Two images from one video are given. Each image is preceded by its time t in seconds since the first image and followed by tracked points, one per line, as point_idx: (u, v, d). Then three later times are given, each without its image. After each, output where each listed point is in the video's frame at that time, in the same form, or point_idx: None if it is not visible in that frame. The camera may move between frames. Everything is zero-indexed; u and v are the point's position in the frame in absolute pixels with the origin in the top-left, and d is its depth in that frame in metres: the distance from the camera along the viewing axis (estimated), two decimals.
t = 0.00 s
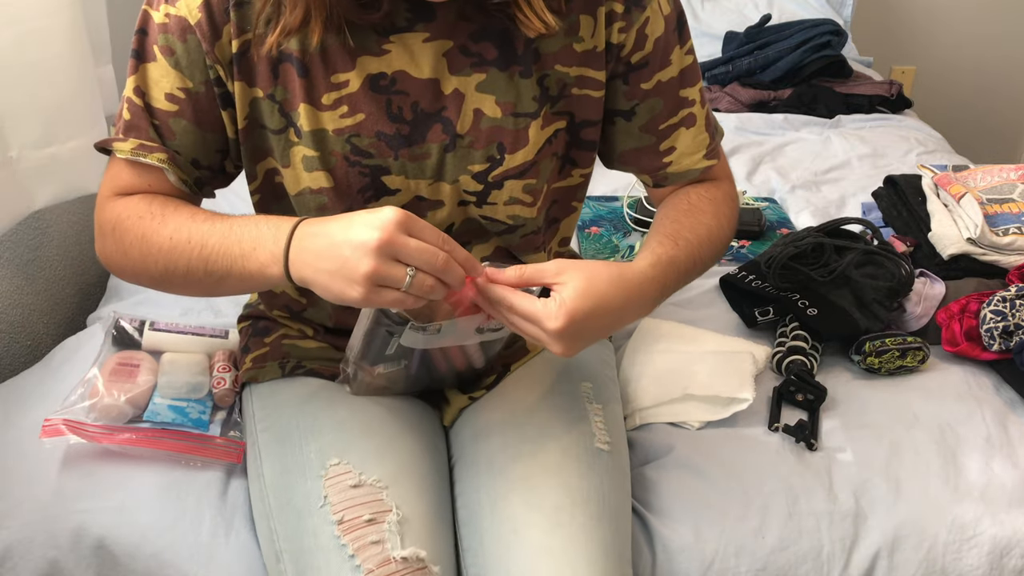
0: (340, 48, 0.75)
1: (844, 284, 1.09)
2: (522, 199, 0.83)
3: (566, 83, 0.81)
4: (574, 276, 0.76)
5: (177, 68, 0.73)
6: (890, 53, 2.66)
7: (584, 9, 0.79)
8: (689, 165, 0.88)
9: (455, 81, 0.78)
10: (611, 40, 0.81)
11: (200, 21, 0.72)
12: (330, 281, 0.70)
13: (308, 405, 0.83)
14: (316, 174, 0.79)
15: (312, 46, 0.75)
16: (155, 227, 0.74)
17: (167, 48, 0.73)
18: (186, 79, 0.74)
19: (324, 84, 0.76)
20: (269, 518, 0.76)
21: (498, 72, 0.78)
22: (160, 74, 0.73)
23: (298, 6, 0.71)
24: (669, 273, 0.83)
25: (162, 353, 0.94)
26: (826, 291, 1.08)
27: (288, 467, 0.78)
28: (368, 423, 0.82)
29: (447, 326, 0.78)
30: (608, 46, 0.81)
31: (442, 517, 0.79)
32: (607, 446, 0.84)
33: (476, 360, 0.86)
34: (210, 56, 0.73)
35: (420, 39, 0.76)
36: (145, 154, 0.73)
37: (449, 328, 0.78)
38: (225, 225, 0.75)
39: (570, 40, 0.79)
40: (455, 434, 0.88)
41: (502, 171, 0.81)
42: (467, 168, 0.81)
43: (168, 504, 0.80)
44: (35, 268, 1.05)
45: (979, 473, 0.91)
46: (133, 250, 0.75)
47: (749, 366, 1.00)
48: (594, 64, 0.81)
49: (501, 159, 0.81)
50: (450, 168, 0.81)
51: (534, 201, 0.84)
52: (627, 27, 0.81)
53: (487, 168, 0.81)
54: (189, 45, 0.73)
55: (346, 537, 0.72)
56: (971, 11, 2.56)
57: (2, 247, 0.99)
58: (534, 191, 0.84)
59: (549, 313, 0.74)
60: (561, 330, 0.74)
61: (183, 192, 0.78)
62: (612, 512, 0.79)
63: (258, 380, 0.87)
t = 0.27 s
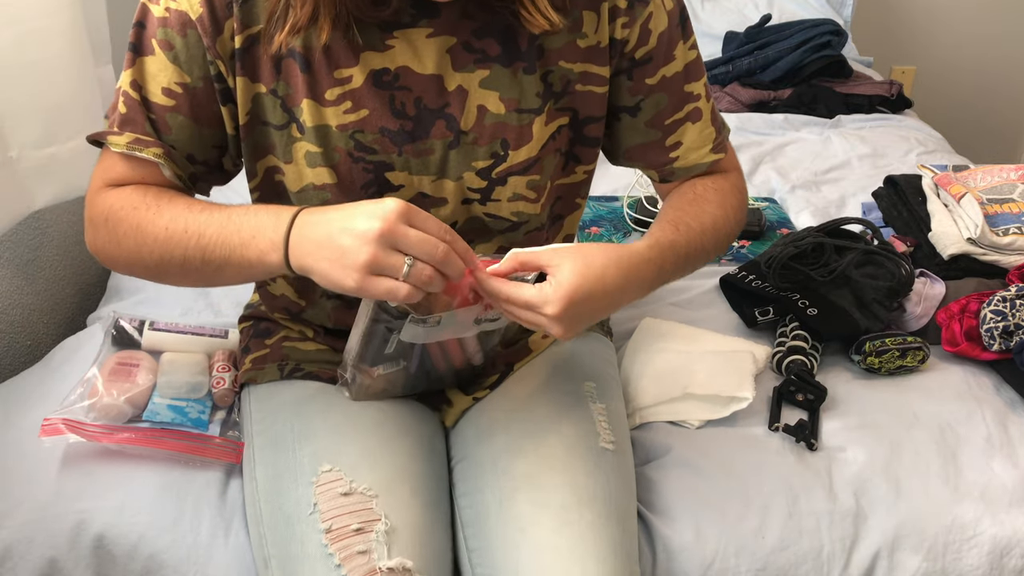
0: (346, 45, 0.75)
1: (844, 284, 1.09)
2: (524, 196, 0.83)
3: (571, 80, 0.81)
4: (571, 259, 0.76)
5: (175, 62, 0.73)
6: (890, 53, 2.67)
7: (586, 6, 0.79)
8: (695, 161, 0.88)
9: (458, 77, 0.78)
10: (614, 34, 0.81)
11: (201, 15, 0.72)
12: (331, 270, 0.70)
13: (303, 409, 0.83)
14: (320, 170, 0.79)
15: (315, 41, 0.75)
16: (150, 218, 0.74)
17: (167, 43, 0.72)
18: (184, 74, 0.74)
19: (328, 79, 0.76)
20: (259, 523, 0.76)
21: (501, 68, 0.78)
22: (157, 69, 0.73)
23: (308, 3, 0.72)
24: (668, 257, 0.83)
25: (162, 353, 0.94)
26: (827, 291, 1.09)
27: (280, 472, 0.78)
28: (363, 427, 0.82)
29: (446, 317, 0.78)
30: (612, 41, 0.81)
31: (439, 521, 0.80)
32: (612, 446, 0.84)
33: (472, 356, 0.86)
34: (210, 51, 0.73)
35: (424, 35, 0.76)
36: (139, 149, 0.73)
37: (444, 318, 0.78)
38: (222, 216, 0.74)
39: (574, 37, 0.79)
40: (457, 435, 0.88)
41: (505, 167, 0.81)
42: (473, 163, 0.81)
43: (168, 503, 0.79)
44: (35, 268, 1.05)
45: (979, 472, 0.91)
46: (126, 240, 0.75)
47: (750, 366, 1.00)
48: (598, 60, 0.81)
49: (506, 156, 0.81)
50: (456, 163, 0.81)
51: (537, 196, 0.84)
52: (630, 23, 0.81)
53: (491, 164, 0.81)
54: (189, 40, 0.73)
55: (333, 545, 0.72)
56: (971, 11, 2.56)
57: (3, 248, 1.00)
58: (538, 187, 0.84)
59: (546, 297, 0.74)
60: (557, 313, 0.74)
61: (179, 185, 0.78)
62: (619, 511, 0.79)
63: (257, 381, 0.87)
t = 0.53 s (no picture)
0: (342, 40, 0.75)
1: (844, 284, 1.09)
2: (523, 190, 0.84)
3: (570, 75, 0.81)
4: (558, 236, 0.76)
5: (170, 52, 0.73)
6: (890, 53, 2.67)
7: None
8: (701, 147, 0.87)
9: (456, 72, 0.78)
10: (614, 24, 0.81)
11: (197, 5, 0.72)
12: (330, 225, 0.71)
13: (301, 408, 0.83)
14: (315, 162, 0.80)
15: (310, 35, 0.75)
16: (147, 193, 0.73)
17: (162, 32, 0.73)
18: (178, 64, 0.74)
19: (325, 72, 0.76)
20: (257, 525, 0.76)
21: (499, 62, 0.78)
22: (152, 57, 0.73)
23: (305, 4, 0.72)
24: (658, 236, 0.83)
25: (162, 353, 0.94)
26: (827, 291, 1.09)
27: (278, 473, 0.78)
28: (361, 428, 0.82)
29: (431, 293, 0.77)
30: (612, 31, 0.81)
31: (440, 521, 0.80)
32: (614, 446, 0.84)
33: (470, 349, 0.84)
34: (207, 41, 0.73)
35: (420, 29, 0.76)
36: (131, 138, 0.73)
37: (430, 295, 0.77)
38: (223, 183, 0.75)
39: (573, 30, 0.79)
40: (458, 435, 0.88)
41: (503, 162, 0.82)
42: (469, 158, 0.81)
43: (168, 503, 0.79)
44: (35, 268, 1.05)
45: (979, 472, 0.91)
46: (122, 218, 0.74)
47: (750, 365, 1.00)
48: (599, 52, 0.81)
49: (503, 150, 0.81)
50: (452, 159, 0.81)
51: (535, 190, 0.85)
52: (630, 12, 0.81)
53: (489, 159, 0.81)
54: (184, 30, 0.73)
55: (330, 547, 0.72)
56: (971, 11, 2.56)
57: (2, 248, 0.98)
58: (536, 181, 0.84)
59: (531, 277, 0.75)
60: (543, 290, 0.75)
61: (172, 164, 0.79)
62: (623, 511, 0.79)
63: (255, 382, 0.86)
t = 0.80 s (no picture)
0: (336, 39, 0.75)
1: (844, 284, 1.09)
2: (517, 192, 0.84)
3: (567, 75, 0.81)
4: (539, 230, 0.77)
5: (164, 49, 0.73)
6: (890, 53, 2.67)
7: None
8: (707, 141, 0.85)
9: (450, 73, 0.78)
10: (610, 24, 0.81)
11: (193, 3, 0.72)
12: (327, 210, 0.73)
13: (301, 408, 0.83)
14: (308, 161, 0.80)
15: (304, 34, 0.75)
16: (142, 184, 0.75)
17: (157, 28, 0.73)
18: (172, 61, 0.74)
19: (317, 72, 0.76)
20: (257, 524, 0.76)
21: (493, 63, 0.78)
22: (146, 53, 0.73)
23: None
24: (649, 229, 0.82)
25: (162, 353, 0.94)
26: (827, 291, 1.09)
27: (278, 472, 0.78)
28: (360, 427, 0.82)
29: (422, 271, 0.77)
30: (608, 30, 0.81)
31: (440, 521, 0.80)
32: (614, 446, 0.84)
33: (466, 342, 0.84)
34: (201, 39, 0.74)
35: (413, 30, 0.76)
36: (123, 132, 0.74)
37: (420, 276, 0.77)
38: (218, 173, 0.77)
39: (569, 31, 0.79)
40: (458, 435, 0.88)
41: (496, 164, 0.81)
42: (462, 159, 0.81)
43: (167, 502, 0.79)
44: (35, 268, 1.05)
45: (979, 472, 0.91)
46: (118, 206, 0.75)
47: (750, 365, 1.00)
48: (595, 52, 0.81)
49: (497, 152, 0.81)
50: (446, 160, 0.81)
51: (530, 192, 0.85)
52: (627, 10, 0.80)
53: (483, 161, 0.81)
54: (178, 27, 0.73)
55: (329, 546, 0.72)
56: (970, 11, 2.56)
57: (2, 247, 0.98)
58: (530, 183, 0.84)
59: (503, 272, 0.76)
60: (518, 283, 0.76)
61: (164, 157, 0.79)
62: (624, 512, 0.79)
63: (254, 381, 0.86)
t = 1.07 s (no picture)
0: (332, 39, 0.75)
1: (844, 285, 1.09)
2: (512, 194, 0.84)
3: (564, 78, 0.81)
4: (521, 221, 0.77)
5: (157, 47, 0.74)
6: (890, 53, 2.67)
7: None
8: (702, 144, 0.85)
9: (445, 74, 0.78)
10: (607, 27, 0.81)
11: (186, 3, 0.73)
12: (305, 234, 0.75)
13: (300, 408, 0.83)
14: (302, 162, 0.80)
15: (299, 35, 0.75)
16: (133, 179, 0.77)
17: (151, 27, 0.73)
18: (165, 59, 0.75)
19: (311, 73, 0.76)
20: (256, 525, 0.76)
21: (489, 65, 0.78)
22: (140, 50, 0.74)
23: None
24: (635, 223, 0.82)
25: (162, 353, 0.94)
26: (826, 291, 1.09)
27: (276, 473, 0.78)
28: (359, 427, 0.82)
29: (408, 258, 0.77)
30: (606, 33, 0.81)
31: (439, 521, 0.80)
32: (614, 446, 0.84)
33: (458, 333, 0.83)
34: (194, 38, 0.74)
35: (409, 31, 0.76)
36: (117, 128, 0.75)
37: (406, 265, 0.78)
38: (207, 171, 0.78)
39: (565, 32, 0.79)
40: (458, 435, 0.88)
41: (491, 166, 0.82)
42: (456, 162, 0.81)
43: (167, 502, 0.79)
44: (35, 268, 1.05)
45: (979, 472, 0.91)
46: (110, 198, 0.77)
47: (750, 365, 1.00)
48: (592, 54, 0.81)
49: (491, 154, 0.81)
50: (442, 161, 0.81)
51: (526, 193, 0.85)
52: (624, 12, 0.80)
53: (477, 164, 0.81)
54: (173, 26, 0.74)
55: (328, 546, 0.72)
56: (970, 11, 2.56)
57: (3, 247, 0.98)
58: (526, 185, 0.84)
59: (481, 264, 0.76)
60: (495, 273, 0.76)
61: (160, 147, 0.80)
62: (623, 512, 0.79)
63: (253, 382, 0.87)
